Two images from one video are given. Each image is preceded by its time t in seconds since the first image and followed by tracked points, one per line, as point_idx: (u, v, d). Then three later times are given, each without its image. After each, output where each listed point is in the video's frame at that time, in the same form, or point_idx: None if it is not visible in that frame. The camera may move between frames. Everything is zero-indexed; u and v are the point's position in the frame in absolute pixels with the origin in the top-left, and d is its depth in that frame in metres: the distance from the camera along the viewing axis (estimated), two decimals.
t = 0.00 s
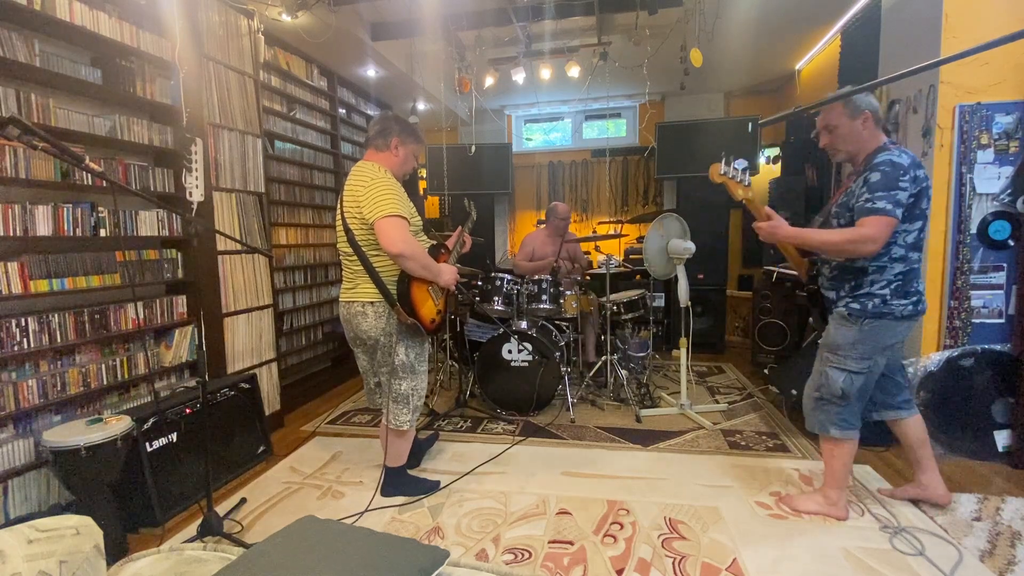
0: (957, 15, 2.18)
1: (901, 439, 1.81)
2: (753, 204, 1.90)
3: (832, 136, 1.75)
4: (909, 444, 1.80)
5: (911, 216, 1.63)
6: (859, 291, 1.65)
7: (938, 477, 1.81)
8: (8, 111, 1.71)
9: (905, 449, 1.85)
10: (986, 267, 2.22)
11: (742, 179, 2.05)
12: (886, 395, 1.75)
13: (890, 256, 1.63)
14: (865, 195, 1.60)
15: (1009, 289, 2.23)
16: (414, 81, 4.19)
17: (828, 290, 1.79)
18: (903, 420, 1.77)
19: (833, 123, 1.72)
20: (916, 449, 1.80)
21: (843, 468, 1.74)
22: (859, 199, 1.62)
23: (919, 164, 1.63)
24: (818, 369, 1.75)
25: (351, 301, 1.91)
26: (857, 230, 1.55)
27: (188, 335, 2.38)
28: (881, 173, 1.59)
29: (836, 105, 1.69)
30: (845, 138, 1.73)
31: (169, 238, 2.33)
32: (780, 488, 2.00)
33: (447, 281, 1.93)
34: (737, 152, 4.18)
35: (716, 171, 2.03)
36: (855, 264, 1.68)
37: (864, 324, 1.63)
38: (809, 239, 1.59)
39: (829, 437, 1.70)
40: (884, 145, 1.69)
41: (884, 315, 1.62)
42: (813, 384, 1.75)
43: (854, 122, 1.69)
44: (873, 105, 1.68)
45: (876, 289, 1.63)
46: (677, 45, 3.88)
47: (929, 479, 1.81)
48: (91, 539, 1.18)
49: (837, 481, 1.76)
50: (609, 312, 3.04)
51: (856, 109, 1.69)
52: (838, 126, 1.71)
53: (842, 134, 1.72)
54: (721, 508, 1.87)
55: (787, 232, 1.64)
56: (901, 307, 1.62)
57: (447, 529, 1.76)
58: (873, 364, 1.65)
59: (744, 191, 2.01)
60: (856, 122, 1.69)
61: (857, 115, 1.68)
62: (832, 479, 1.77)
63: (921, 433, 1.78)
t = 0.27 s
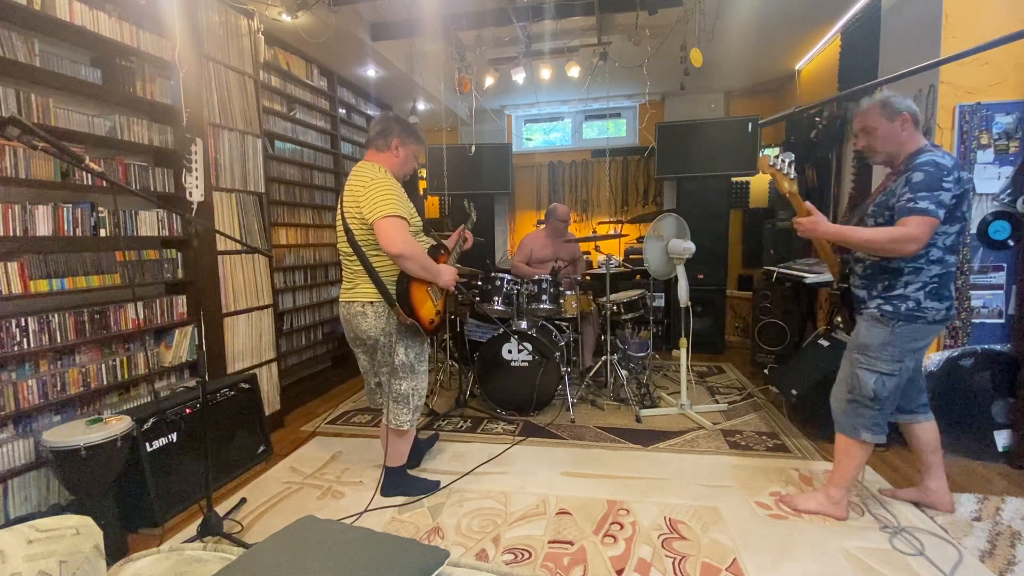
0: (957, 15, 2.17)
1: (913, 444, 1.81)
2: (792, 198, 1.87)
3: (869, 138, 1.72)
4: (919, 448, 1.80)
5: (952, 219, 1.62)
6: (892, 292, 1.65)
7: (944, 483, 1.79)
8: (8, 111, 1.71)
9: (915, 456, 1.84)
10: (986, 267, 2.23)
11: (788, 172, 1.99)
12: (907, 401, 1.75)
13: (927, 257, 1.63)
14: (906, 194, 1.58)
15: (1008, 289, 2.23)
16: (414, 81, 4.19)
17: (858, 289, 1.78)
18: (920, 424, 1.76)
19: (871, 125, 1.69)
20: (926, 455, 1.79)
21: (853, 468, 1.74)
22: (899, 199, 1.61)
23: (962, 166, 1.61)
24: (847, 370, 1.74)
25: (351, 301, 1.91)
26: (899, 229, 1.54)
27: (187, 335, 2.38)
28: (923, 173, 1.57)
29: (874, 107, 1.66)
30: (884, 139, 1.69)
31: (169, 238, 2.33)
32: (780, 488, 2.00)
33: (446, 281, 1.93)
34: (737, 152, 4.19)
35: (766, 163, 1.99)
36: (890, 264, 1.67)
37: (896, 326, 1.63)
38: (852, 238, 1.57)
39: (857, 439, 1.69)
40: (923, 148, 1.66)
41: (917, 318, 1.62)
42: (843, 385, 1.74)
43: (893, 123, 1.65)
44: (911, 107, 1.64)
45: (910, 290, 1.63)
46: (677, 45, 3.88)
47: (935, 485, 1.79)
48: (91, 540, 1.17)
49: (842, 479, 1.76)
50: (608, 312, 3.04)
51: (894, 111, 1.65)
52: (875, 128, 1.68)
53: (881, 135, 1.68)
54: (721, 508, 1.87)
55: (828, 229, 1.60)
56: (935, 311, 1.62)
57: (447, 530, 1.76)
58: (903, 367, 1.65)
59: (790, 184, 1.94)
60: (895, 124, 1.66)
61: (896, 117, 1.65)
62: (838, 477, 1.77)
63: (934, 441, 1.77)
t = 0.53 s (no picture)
0: (957, 15, 2.17)
1: (916, 444, 1.81)
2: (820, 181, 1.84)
3: (907, 128, 1.70)
4: (922, 448, 1.80)
5: (977, 220, 1.61)
6: (907, 291, 1.65)
7: (945, 483, 1.79)
8: (7, 111, 1.71)
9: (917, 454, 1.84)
10: (986, 267, 2.23)
11: (823, 157, 1.90)
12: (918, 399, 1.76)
13: (945, 257, 1.62)
14: (936, 191, 1.57)
15: (1008, 289, 2.23)
16: (414, 81, 4.20)
17: (873, 285, 1.78)
18: (927, 424, 1.77)
19: (911, 115, 1.67)
20: (929, 455, 1.79)
21: (869, 466, 1.73)
22: (928, 195, 1.60)
23: (994, 168, 1.60)
24: (863, 369, 1.76)
25: (351, 301, 1.91)
26: (924, 225, 1.54)
27: (188, 335, 2.38)
28: (955, 172, 1.56)
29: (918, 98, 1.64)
30: (920, 133, 1.67)
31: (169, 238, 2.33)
32: (780, 488, 2.00)
33: (446, 281, 1.93)
34: (737, 152, 4.18)
35: (802, 145, 1.88)
36: (907, 261, 1.66)
37: (910, 325, 1.64)
38: (877, 231, 1.57)
39: (871, 438, 1.70)
40: (957, 146, 1.64)
41: (932, 317, 1.62)
42: (858, 384, 1.76)
43: (933, 117, 1.64)
44: (955, 103, 1.62)
45: (925, 289, 1.63)
46: (677, 45, 3.88)
47: (937, 485, 1.79)
48: (92, 539, 1.17)
49: (856, 479, 1.74)
50: (608, 312, 3.04)
51: (938, 104, 1.63)
52: (916, 119, 1.66)
53: (919, 128, 1.67)
54: (721, 508, 1.87)
55: (854, 220, 1.60)
56: (949, 310, 1.63)
57: (447, 530, 1.76)
58: (918, 365, 1.67)
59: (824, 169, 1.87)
60: (934, 118, 1.64)
61: (938, 111, 1.63)
62: (851, 476, 1.76)
63: (938, 440, 1.78)
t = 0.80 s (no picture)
0: (958, 15, 2.17)
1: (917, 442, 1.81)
2: (827, 173, 1.88)
3: (919, 123, 1.68)
4: (922, 446, 1.80)
5: (980, 220, 1.61)
6: (910, 287, 1.65)
7: (945, 482, 1.79)
8: (8, 112, 1.71)
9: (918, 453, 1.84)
10: (986, 267, 2.23)
11: (830, 147, 2.01)
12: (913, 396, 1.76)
13: (949, 255, 1.61)
14: (941, 188, 1.57)
15: (1008, 289, 2.23)
16: (414, 81, 4.20)
17: (875, 282, 1.78)
18: (924, 423, 1.77)
19: (923, 110, 1.65)
20: (929, 454, 1.79)
21: (864, 462, 1.73)
22: (932, 192, 1.60)
23: (1000, 168, 1.60)
24: (855, 361, 1.76)
25: (351, 301, 1.91)
26: (924, 222, 1.55)
27: (188, 335, 2.38)
28: (963, 170, 1.56)
29: (933, 92, 1.62)
30: (930, 129, 1.66)
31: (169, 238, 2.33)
32: (780, 488, 2.00)
33: (447, 281, 1.93)
34: (737, 152, 4.18)
35: (809, 132, 2.03)
36: (910, 258, 1.66)
37: (909, 320, 1.64)
38: (874, 225, 1.59)
39: (860, 428, 1.71)
40: (965, 144, 1.64)
41: (932, 313, 1.62)
42: (849, 374, 1.76)
43: (945, 114, 1.62)
44: (968, 100, 1.61)
45: (928, 286, 1.62)
46: (677, 45, 3.88)
47: (937, 484, 1.79)
48: (92, 540, 1.18)
49: (854, 475, 1.74)
50: (608, 312, 3.04)
51: (951, 101, 1.62)
52: (928, 114, 1.64)
53: (930, 123, 1.65)
54: (721, 508, 1.87)
55: (852, 214, 1.63)
56: (949, 308, 1.63)
57: (447, 529, 1.76)
58: (912, 362, 1.66)
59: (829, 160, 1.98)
60: (946, 115, 1.62)
61: (950, 108, 1.62)
62: (847, 472, 1.76)
63: (939, 440, 1.78)
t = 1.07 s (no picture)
0: (957, 15, 2.17)
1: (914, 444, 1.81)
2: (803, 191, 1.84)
3: (888, 132, 1.70)
4: (920, 447, 1.79)
5: (962, 219, 1.62)
6: (902, 292, 1.65)
7: (944, 483, 1.79)
8: (8, 111, 1.71)
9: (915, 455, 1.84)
10: (986, 267, 2.23)
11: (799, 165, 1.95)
12: (912, 401, 1.76)
13: (937, 256, 1.62)
14: (915, 194, 1.59)
15: (1008, 289, 2.23)
16: (414, 81, 4.20)
17: (869, 288, 1.79)
18: (921, 425, 1.77)
19: (890, 119, 1.67)
20: (927, 455, 1.78)
21: (854, 465, 1.73)
22: (908, 198, 1.62)
23: (973, 167, 1.61)
24: (853, 368, 1.76)
25: (351, 301, 1.91)
26: (905, 229, 1.55)
27: (188, 335, 2.39)
28: (934, 173, 1.57)
29: (896, 101, 1.64)
30: (900, 136, 1.68)
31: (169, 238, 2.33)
32: (780, 488, 2.00)
33: (448, 281, 1.93)
34: (737, 152, 4.18)
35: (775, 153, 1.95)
36: (899, 263, 1.67)
37: (904, 325, 1.64)
38: (859, 237, 1.57)
39: (857, 435, 1.70)
40: (938, 147, 1.65)
41: (926, 318, 1.62)
42: (848, 382, 1.76)
43: (913, 121, 1.64)
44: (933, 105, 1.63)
45: (920, 290, 1.63)
46: (677, 45, 3.88)
47: (935, 485, 1.79)
48: (92, 539, 1.18)
49: (844, 477, 1.76)
50: (608, 312, 3.04)
51: (917, 108, 1.63)
52: (895, 123, 1.66)
53: (897, 132, 1.67)
54: (721, 508, 1.87)
55: (836, 228, 1.60)
56: (944, 311, 1.62)
57: (447, 529, 1.76)
58: (910, 367, 1.66)
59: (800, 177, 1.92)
60: (913, 122, 1.64)
61: (917, 115, 1.63)
62: (838, 474, 1.77)
63: (937, 442, 1.78)
